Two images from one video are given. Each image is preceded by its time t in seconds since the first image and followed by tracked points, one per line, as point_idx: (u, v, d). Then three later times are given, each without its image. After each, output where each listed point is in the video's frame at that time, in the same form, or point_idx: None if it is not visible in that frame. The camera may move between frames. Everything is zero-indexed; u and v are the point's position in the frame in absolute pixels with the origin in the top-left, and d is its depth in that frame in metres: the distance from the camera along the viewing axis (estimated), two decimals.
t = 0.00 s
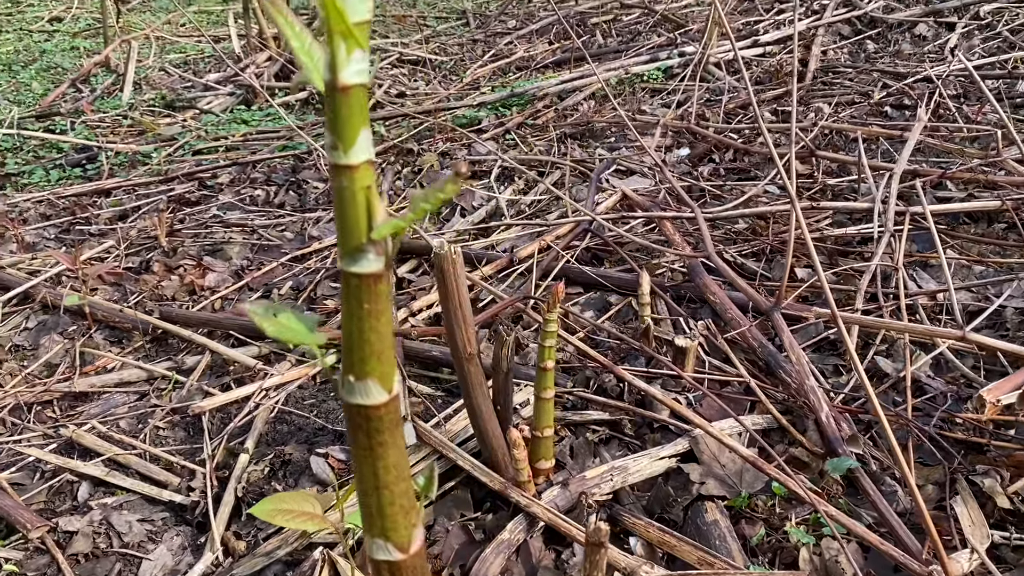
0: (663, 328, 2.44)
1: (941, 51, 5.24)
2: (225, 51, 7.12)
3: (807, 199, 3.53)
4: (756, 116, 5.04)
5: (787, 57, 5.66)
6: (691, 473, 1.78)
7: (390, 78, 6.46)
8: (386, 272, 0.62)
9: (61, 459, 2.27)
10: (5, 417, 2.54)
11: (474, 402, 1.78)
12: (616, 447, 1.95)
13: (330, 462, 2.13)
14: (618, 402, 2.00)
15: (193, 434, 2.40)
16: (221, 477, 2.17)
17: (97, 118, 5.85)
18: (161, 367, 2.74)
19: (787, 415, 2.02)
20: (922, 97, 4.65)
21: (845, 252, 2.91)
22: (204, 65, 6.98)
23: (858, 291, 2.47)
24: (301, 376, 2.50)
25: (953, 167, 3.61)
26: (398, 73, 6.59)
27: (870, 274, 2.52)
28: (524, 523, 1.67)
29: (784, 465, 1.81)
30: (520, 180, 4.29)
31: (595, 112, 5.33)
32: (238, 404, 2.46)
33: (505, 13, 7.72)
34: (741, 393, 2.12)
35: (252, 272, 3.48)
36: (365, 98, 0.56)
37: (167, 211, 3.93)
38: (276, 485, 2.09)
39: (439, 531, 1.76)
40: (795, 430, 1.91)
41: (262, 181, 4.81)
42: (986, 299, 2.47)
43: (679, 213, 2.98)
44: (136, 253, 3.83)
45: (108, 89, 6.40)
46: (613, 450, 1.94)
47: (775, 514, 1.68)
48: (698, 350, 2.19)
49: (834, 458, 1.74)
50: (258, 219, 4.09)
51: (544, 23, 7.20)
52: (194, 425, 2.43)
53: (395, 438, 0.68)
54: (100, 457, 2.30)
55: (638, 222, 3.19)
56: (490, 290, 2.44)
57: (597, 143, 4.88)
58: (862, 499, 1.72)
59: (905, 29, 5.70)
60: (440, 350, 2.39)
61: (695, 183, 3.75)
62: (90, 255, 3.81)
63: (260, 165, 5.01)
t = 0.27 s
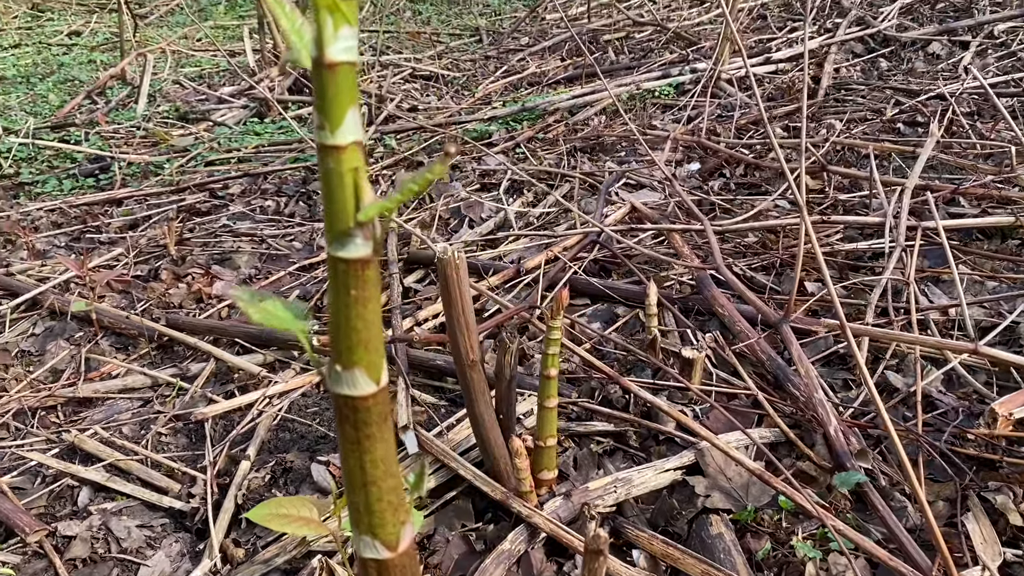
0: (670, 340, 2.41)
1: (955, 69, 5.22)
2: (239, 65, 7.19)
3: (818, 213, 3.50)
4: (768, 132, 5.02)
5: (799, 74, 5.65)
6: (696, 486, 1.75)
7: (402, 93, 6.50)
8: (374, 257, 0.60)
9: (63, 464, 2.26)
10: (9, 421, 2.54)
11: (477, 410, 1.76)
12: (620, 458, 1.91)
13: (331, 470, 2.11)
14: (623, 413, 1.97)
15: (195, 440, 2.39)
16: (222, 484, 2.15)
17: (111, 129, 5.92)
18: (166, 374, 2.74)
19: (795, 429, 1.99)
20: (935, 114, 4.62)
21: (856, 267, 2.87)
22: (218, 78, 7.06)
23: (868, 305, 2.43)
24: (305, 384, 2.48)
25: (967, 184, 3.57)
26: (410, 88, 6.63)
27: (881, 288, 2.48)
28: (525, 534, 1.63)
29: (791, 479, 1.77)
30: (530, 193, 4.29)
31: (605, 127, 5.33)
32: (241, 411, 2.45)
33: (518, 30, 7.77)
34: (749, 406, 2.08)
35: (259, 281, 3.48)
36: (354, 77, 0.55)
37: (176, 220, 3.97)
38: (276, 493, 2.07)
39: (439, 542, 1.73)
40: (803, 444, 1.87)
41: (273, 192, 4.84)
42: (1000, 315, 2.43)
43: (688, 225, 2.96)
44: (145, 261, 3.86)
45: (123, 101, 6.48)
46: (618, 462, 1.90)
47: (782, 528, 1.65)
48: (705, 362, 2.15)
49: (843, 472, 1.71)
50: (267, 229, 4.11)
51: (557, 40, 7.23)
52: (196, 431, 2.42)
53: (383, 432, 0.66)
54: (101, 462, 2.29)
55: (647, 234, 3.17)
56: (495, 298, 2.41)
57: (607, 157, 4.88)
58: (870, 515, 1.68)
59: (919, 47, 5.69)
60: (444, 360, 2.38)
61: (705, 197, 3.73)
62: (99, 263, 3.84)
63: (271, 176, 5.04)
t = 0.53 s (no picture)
0: (683, 352, 2.38)
1: (972, 87, 5.19)
2: (256, 79, 7.27)
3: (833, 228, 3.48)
4: (783, 147, 5.00)
5: (814, 91, 5.63)
6: (710, 498, 1.72)
7: (416, 107, 6.54)
8: (389, 241, 0.59)
9: (72, 468, 2.26)
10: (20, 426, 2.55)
11: (488, 417, 1.74)
12: (633, 469, 1.89)
13: (340, 478, 2.09)
14: (636, 423, 1.94)
15: (204, 447, 2.38)
16: (231, 490, 2.14)
17: (127, 140, 6.00)
18: (177, 381, 2.74)
19: (811, 442, 1.96)
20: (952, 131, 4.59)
21: (872, 281, 2.84)
22: (235, 92, 7.14)
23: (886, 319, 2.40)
24: (316, 391, 2.47)
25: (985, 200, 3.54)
26: (425, 102, 6.67)
27: (898, 302, 2.45)
28: (536, 544, 1.61)
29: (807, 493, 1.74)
30: (543, 205, 4.29)
31: (619, 141, 5.33)
32: (251, 418, 2.44)
33: (533, 47, 7.81)
34: (764, 419, 2.05)
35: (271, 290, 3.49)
36: (371, 58, 0.55)
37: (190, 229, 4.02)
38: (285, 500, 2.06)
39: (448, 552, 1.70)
40: (818, 457, 1.84)
41: (287, 203, 4.87)
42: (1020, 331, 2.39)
43: (703, 237, 2.94)
44: (159, 270, 3.89)
45: (140, 113, 6.56)
46: (630, 473, 1.88)
47: (796, 542, 1.62)
48: (720, 373, 2.13)
49: (859, 485, 1.68)
50: (280, 239, 4.13)
51: (571, 56, 7.26)
52: (206, 438, 2.41)
53: (395, 422, 0.66)
54: (110, 467, 2.28)
55: (661, 246, 3.15)
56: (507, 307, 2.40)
57: (621, 170, 4.87)
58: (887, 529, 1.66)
59: (935, 66, 5.68)
60: (456, 369, 2.36)
61: (719, 211, 3.71)
62: (113, 271, 3.87)
63: (285, 188, 5.08)
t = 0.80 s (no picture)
0: (694, 363, 2.37)
1: (986, 103, 5.18)
2: (270, 92, 7.35)
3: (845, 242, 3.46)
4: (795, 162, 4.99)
5: (827, 106, 5.63)
6: (721, 509, 1.71)
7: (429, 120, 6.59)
8: (404, 234, 0.60)
9: (82, 473, 2.26)
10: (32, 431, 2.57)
11: (498, 425, 1.74)
12: (644, 480, 1.87)
13: (350, 485, 2.08)
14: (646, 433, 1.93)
15: (215, 453, 2.38)
16: (240, 497, 2.14)
17: (142, 151, 6.07)
18: (188, 388, 2.75)
19: (823, 455, 1.93)
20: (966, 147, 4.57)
21: (885, 295, 2.82)
22: (250, 104, 7.22)
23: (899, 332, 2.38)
24: (326, 399, 2.47)
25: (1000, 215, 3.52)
26: (437, 116, 6.72)
27: (911, 316, 2.44)
28: (546, 552, 1.60)
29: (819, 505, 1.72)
30: (554, 218, 4.30)
31: (630, 155, 5.34)
32: (262, 425, 2.44)
33: (545, 62, 7.87)
34: (776, 430, 2.03)
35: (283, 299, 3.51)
36: (389, 51, 0.55)
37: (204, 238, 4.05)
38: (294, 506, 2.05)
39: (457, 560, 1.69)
40: (831, 469, 1.82)
41: (299, 214, 4.91)
42: None
43: (715, 249, 2.93)
44: (171, 278, 3.92)
45: (155, 124, 6.64)
46: (641, 483, 1.86)
47: (808, 554, 1.60)
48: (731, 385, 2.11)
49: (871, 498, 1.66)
50: (293, 249, 4.16)
51: (583, 71, 7.30)
52: (216, 444, 2.41)
53: (408, 416, 0.66)
54: (121, 472, 2.29)
55: (672, 258, 3.15)
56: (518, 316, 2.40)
57: (632, 184, 4.88)
58: (901, 542, 1.64)
59: (948, 82, 5.67)
60: (466, 378, 2.36)
61: (731, 224, 3.71)
62: (126, 279, 3.90)
63: (297, 199, 5.12)
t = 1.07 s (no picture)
0: (705, 365, 2.36)
1: (997, 113, 5.16)
2: (282, 101, 7.41)
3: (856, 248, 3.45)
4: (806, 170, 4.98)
5: (837, 116, 5.62)
6: (731, 509, 1.69)
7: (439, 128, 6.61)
8: (418, 204, 0.60)
9: (92, 470, 2.26)
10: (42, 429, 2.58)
11: (508, 423, 1.73)
12: (653, 480, 1.85)
13: (359, 484, 2.07)
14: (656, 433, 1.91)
15: (223, 452, 2.38)
16: (249, 495, 2.14)
17: (154, 158, 6.12)
18: (197, 388, 2.76)
19: (835, 457, 1.91)
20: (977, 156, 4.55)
21: (897, 300, 2.80)
22: (261, 113, 7.27)
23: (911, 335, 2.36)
24: (335, 400, 2.47)
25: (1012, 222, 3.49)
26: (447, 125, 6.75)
27: (923, 319, 2.42)
28: (555, 550, 1.59)
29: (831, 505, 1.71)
30: (564, 223, 4.30)
31: (640, 163, 5.34)
32: (271, 425, 2.44)
33: (555, 73, 7.89)
34: (787, 432, 2.01)
35: (292, 302, 3.52)
36: (405, 19, 0.56)
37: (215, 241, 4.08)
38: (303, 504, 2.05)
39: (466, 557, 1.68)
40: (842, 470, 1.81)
41: (310, 219, 4.93)
42: None
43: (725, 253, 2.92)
44: (182, 281, 3.94)
45: (168, 131, 6.70)
46: (651, 483, 1.85)
47: (820, 554, 1.59)
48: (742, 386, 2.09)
49: (883, 498, 1.64)
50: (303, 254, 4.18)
51: (593, 81, 7.32)
52: (225, 443, 2.41)
53: (421, 391, 0.65)
54: (130, 470, 2.29)
55: (682, 262, 3.14)
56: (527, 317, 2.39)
57: (642, 191, 4.88)
58: (913, 543, 1.62)
59: (959, 92, 5.65)
60: (475, 379, 2.36)
61: (741, 230, 3.70)
62: (138, 282, 3.92)
63: (308, 205, 5.15)
